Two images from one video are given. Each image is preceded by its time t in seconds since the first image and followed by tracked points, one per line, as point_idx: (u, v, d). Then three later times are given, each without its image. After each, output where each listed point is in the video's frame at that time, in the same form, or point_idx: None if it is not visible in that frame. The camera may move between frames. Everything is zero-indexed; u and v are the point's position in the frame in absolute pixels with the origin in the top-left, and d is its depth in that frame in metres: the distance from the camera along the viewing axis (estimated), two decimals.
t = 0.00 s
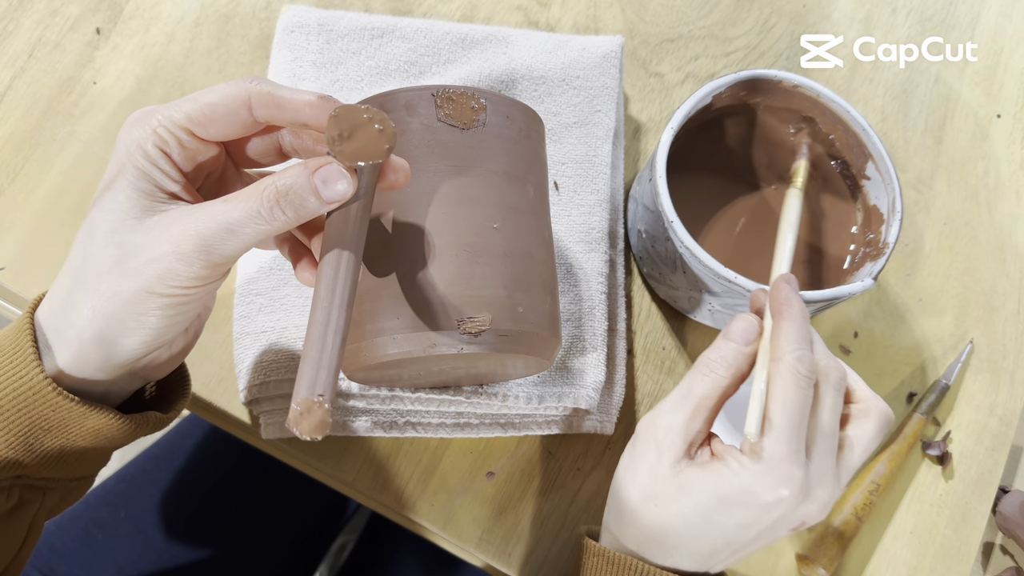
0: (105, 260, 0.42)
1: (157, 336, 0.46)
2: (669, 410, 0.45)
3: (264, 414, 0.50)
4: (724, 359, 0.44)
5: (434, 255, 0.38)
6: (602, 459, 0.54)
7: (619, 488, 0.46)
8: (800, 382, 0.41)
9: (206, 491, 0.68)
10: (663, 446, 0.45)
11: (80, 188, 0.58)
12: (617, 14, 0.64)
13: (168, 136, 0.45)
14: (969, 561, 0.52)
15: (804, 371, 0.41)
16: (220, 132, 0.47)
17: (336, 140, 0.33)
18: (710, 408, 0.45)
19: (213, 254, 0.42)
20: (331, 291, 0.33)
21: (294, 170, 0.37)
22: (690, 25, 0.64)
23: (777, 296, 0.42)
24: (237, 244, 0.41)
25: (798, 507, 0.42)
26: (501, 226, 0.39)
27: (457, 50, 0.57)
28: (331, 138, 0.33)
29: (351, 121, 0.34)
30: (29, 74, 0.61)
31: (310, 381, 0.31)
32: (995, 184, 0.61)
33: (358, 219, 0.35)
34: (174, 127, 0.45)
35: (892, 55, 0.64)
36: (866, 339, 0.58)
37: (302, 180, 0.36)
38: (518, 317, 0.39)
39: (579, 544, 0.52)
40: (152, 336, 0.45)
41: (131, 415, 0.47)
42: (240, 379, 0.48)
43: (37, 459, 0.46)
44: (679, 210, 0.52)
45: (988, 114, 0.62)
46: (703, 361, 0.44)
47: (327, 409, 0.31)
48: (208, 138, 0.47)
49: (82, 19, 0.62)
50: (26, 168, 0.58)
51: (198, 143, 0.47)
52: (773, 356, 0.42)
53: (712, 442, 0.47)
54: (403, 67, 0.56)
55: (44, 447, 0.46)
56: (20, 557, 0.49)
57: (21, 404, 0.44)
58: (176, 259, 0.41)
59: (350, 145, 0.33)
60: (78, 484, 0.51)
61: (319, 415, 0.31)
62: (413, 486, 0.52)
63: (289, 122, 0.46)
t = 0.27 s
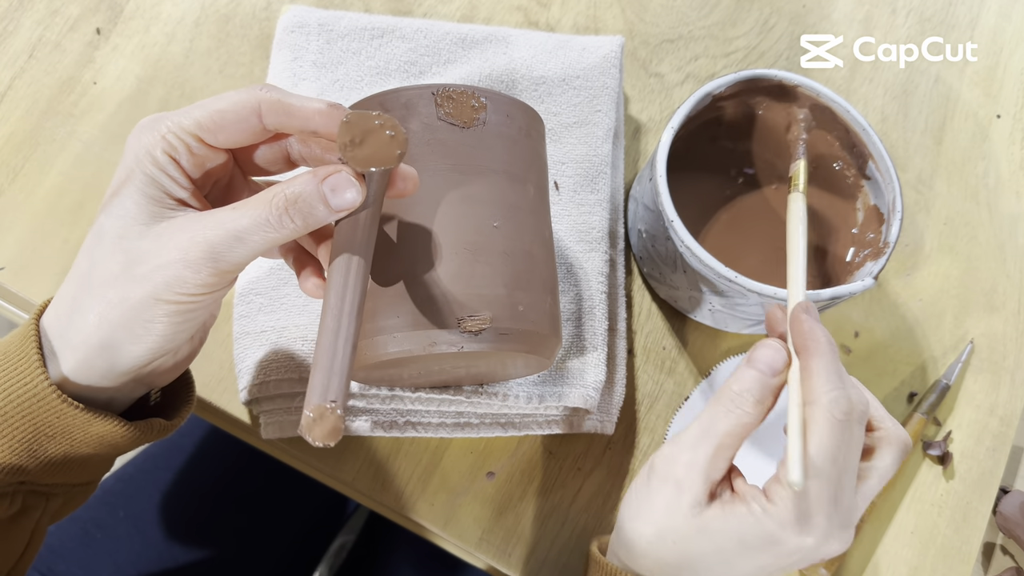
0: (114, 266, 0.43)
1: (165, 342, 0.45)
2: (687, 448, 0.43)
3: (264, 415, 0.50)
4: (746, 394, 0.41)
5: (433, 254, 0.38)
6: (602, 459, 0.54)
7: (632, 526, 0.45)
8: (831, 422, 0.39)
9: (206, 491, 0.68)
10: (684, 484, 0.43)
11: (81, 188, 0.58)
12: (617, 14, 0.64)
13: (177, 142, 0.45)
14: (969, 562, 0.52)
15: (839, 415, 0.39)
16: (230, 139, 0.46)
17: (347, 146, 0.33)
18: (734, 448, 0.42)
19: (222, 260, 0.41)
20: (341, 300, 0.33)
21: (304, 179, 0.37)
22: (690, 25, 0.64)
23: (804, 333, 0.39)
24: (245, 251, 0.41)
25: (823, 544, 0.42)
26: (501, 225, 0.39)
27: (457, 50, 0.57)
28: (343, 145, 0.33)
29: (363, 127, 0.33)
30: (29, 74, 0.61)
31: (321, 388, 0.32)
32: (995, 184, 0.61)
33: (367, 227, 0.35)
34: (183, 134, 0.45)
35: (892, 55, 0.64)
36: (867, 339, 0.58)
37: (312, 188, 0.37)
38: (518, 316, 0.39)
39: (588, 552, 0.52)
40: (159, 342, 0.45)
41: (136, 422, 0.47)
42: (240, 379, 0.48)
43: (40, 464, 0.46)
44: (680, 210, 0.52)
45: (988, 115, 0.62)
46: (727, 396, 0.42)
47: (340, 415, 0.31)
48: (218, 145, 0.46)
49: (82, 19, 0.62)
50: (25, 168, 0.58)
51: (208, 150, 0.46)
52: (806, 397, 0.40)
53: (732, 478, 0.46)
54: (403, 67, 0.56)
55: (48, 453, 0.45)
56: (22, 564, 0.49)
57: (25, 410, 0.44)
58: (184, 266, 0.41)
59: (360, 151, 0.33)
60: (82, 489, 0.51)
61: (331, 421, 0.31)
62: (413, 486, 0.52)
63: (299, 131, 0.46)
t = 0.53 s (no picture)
0: (127, 241, 0.43)
1: (169, 325, 0.45)
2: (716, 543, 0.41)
3: (265, 414, 0.50)
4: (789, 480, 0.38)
5: (433, 255, 0.38)
6: (602, 459, 0.54)
7: None
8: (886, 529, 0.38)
9: (205, 490, 0.68)
10: None
11: (80, 188, 0.58)
12: (617, 14, 0.64)
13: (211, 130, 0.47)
14: (969, 562, 0.53)
15: (904, 522, 0.38)
16: (263, 137, 0.48)
17: (363, 119, 0.33)
18: (767, 543, 0.40)
19: (236, 244, 0.41)
20: (352, 275, 0.31)
21: (330, 172, 0.37)
22: (690, 25, 0.64)
23: (864, 421, 0.37)
24: (261, 237, 0.41)
25: None
26: (501, 225, 0.40)
27: (457, 50, 0.57)
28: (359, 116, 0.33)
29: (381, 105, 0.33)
30: (29, 74, 0.61)
31: (308, 344, 0.29)
32: (995, 184, 0.61)
33: (387, 222, 0.33)
34: (220, 123, 0.47)
35: (892, 55, 0.64)
36: (867, 339, 0.58)
37: (335, 181, 0.36)
38: (518, 315, 0.39)
39: None
40: (162, 325, 0.45)
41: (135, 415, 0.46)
42: (241, 379, 0.48)
43: (36, 455, 0.45)
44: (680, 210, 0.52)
45: (988, 115, 0.62)
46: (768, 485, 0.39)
47: (320, 376, 0.28)
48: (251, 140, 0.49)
49: (82, 19, 0.62)
50: (25, 168, 0.58)
51: (240, 144, 0.49)
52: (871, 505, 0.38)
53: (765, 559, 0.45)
54: (403, 67, 0.56)
55: (44, 444, 0.45)
56: (18, 558, 0.49)
57: (22, 396, 0.43)
58: (197, 245, 0.41)
59: (375, 124, 0.33)
60: (80, 485, 0.51)
61: (310, 375, 0.28)
62: (413, 486, 0.52)
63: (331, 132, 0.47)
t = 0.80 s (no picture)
0: (128, 226, 0.43)
1: (165, 315, 0.45)
2: (678, 491, 0.42)
3: (264, 414, 0.50)
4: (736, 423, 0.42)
5: (433, 255, 0.38)
6: (602, 458, 0.54)
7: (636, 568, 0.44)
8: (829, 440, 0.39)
9: (205, 490, 0.68)
10: (680, 530, 0.42)
11: (80, 188, 0.58)
12: (616, 14, 0.64)
13: (217, 124, 0.46)
14: (969, 562, 0.52)
15: (833, 427, 0.38)
16: (270, 136, 0.48)
17: (346, 108, 0.32)
18: (724, 484, 0.42)
19: (236, 234, 0.41)
20: (344, 260, 0.31)
21: (337, 171, 0.37)
22: (690, 25, 0.64)
23: (782, 349, 0.41)
24: (263, 229, 0.41)
25: None
26: (501, 225, 0.40)
27: (457, 50, 0.57)
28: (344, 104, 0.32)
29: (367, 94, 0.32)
30: (29, 74, 0.61)
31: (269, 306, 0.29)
32: (996, 184, 0.61)
33: (389, 217, 0.33)
34: (227, 119, 0.46)
35: (892, 55, 0.64)
36: (867, 339, 0.58)
37: (338, 178, 0.36)
38: (518, 315, 0.39)
39: None
40: (157, 314, 0.44)
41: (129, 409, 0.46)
42: (240, 379, 0.48)
43: (29, 450, 0.45)
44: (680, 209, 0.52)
45: (988, 114, 0.62)
46: (713, 427, 0.42)
47: (269, 334, 0.28)
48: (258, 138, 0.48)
49: (82, 19, 0.62)
50: (25, 168, 0.58)
51: (246, 141, 0.49)
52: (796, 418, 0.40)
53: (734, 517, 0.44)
54: (403, 67, 0.56)
55: (37, 438, 0.45)
56: (10, 553, 0.50)
57: (14, 387, 0.43)
58: (198, 232, 0.41)
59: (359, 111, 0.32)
60: (72, 483, 0.52)
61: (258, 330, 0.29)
62: (413, 486, 0.52)
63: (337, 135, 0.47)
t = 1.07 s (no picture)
0: (128, 229, 0.42)
1: (167, 317, 0.45)
2: (658, 546, 0.42)
3: (264, 414, 0.50)
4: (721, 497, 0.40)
5: (434, 256, 0.38)
6: (603, 459, 0.54)
7: None
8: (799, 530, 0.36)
9: (205, 490, 0.68)
10: None
11: (80, 188, 0.58)
12: (617, 14, 0.64)
13: (212, 121, 0.46)
14: (970, 562, 0.52)
15: (817, 513, 0.36)
16: (265, 131, 0.48)
17: (348, 108, 0.32)
18: (708, 544, 0.41)
19: (239, 237, 0.41)
20: (347, 263, 0.31)
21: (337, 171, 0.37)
22: (690, 25, 0.64)
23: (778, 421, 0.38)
24: (266, 232, 0.41)
25: None
26: (501, 225, 0.40)
27: (457, 50, 0.57)
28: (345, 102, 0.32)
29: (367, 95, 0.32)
30: (29, 74, 0.61)
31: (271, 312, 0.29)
32: (996, 184, 0.61)
33: (389, 219, 0.33)
34: (222, 115, 0.46)
35: (892, 55, 0.64)
36: (867, 339, 0.58)
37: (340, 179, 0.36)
38: (518, 316, 0.39)
39: None
40: (158, 316, 0.44)
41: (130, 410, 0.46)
42: (240, 379, 0.49)
43: (29, 451, 0.46)
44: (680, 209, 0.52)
45: (988, 114, 0.62)
46: (699, 486, 0.41)
47: (270, 341, 0.27)
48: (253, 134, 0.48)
49: (82, 19, 0.62)
50: (24, 169, 0.58)
51: (242, 139, 0.48)
52: (784, 493, 0.37)
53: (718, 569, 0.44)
54: (403, 66, 0.56)
55: (38, 440, 0.45)
56: (11, 554, 0.50)
57: (14, 390, 0.43)
58: (200, 235, 0.41)
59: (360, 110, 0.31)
60: (74, 481, 0.51)
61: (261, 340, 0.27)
62: (413, 486, 0.52)
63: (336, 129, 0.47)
